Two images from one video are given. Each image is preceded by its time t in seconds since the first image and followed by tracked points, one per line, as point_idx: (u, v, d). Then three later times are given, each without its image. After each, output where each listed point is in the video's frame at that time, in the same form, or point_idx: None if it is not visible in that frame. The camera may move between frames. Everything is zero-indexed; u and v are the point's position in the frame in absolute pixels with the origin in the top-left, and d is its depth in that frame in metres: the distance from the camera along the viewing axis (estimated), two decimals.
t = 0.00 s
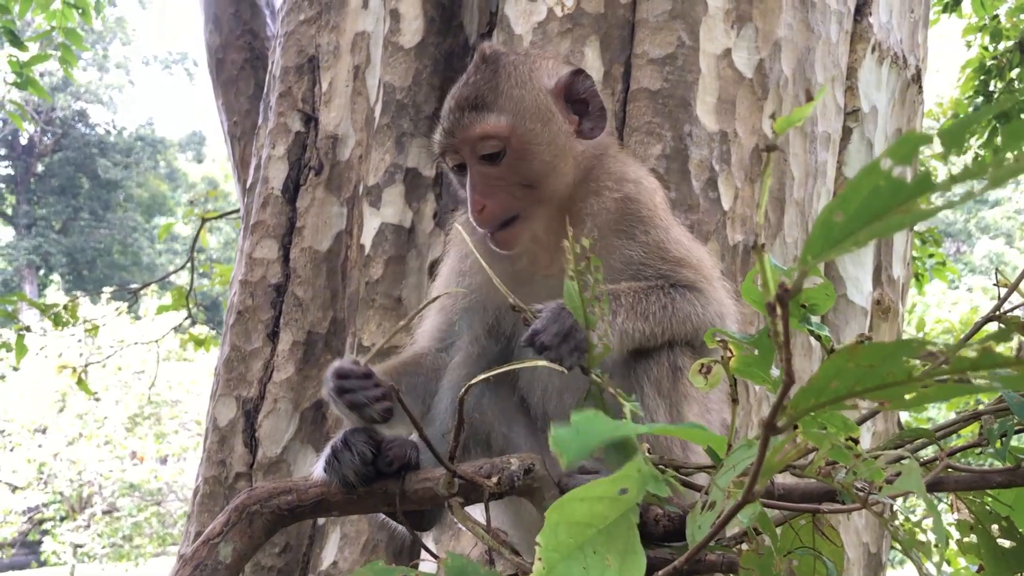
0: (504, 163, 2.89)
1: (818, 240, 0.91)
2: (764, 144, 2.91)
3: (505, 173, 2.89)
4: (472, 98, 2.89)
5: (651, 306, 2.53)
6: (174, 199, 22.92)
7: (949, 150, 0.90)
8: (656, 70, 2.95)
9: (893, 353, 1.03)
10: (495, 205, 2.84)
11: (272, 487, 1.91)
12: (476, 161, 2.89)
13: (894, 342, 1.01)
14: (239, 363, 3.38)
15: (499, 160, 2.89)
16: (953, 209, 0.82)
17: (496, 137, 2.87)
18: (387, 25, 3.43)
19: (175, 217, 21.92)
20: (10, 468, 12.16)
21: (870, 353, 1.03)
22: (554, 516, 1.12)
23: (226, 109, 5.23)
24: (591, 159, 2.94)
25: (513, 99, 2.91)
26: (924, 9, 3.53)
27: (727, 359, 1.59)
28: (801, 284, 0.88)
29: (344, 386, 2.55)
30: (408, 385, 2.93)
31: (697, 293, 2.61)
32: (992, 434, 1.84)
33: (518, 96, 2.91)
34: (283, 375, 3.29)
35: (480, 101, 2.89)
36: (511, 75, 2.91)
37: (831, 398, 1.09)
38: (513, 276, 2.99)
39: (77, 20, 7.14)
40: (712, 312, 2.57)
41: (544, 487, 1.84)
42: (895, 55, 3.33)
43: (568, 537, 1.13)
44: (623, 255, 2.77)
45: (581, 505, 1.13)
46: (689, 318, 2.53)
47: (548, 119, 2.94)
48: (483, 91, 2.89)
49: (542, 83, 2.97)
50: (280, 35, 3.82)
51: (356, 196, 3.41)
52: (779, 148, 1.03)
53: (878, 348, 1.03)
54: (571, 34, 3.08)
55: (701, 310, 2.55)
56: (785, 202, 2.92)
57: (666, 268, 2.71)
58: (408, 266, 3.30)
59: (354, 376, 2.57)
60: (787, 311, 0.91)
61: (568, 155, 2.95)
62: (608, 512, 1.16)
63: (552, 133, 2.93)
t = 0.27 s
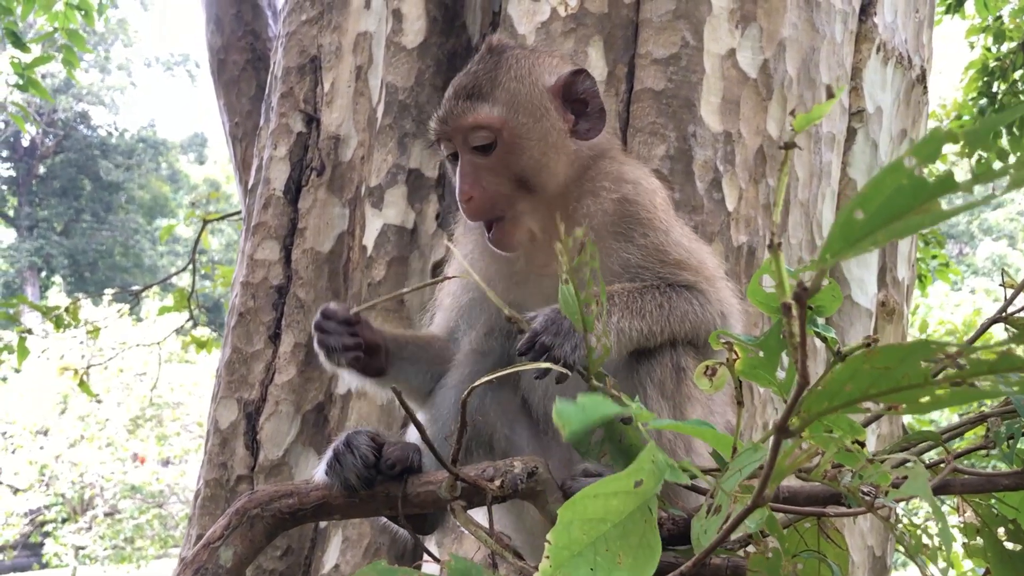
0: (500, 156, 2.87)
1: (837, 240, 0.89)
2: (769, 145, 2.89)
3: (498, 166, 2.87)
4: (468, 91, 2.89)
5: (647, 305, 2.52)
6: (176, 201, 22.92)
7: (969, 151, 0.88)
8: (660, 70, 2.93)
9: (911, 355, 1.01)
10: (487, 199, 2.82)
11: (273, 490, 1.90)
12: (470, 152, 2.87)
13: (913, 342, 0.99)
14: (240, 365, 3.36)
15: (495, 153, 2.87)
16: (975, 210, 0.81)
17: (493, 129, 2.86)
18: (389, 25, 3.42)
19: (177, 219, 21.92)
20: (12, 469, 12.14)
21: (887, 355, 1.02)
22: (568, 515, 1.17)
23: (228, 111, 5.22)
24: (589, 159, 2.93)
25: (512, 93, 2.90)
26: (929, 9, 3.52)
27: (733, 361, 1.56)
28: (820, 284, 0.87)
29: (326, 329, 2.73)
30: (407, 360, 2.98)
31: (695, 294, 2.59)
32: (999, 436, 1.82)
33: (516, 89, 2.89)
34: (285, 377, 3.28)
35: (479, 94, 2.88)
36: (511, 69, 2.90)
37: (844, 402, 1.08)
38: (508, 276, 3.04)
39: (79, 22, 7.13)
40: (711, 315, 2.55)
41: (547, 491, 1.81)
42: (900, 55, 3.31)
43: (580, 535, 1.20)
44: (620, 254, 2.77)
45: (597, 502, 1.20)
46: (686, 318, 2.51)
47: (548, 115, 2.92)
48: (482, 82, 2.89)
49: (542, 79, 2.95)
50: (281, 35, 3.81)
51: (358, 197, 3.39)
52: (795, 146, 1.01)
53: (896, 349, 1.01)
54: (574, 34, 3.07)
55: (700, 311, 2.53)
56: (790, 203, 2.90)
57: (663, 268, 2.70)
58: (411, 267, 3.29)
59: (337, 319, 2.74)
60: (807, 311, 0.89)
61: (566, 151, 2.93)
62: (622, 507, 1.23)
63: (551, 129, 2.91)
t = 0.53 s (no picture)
0: (506, 158, 2.90)
1: (833, 251, 0.88)
2: (772, 149, 2.89)
3: (505, 167, 2.90)
4: (474, 92, 2.89)
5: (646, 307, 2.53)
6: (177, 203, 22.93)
7: (968, 161, 0.87)
8: (663, 74, 2.93)
9: (909, 367, 1.00)
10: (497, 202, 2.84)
11: (275, 494, 1.89)
12: (476, 154, 2.90)
13: (909, 355, 0.98)
14: (242, 368, 3.36)
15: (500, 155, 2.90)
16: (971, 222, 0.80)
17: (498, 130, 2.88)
18: (392, 28, 3.42)
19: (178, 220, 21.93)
20: (13, 471, 12.13)
21: (885, 367, 1.01)
22: (573, 521, 1.20)
23: (230, 113, 5.22)
24: (591, 161, 2.94)
25: (517, 95, 2.91)
26: (931, 14, 3.52)
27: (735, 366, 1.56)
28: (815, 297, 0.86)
29: (335, 304, 2.77)
30: (414, 345, 3.00)
31: (695, 297, 2.59)
32: (1000, 442, 1.83)
33: (521, 91, 2.91)
34: (286, 381, 3.28)
35: (483, 95, 2.89)
36: (515, 71, 2.91)
37: (844, 411, 1.07)
38: (509, 279, 3.03)
39: (81, 24, 7.13)
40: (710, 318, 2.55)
41: (549, 495, 1.81)
42: (902, 60, 3.31)
43: (582, 545, 1.22)
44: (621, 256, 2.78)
45: (601, 512, 1.23)
46: (685, 320, 2.52)
47: (552, 117, 2.94)
48: (486, 84, 2.90)
49: (547, 81, 2.97)
50: (284, 39, 3.81)
51: (360, 200, 3.39)
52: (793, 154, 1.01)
53: (894, 361, 1.00)
54: (577, 39, 3.07)
55: (699, 314, 2.54)
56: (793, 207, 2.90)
57: (662, 271, 2.71)
58: (413, 271, 3.29)
59: (347, 295, 2.78)
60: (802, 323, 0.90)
61: (571, 154, 2.95)
62: (625, 521, 1.26)
63: (555, 131, 2.93)
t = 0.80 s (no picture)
0: (508, 162, 2.87)
1: (852, 256, 0.88)
2: (775, 151, 2.88)
3: (507, 172, 2.88)
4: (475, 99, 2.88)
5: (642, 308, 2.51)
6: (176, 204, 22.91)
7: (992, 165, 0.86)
8: (665, 76, 2.92)
9: (925, 373, 0.99)
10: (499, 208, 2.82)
11: (275, 498, 1.88)
12: (479, 160, 2.87)
13: (926, 361, 0.97)
14: (242, 370, 3.34)
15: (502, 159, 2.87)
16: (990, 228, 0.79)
17: (500, 135, 2.86)
18: (393, 29, 3.41)
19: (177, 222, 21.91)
20: (11, 472, 12.11)
21: (899, 373, 1.00)
22: (581, 525, 1.21)
23: (230, 114, 5.21)
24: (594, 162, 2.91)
25: (517, 99, 2.90)
26: (934, 16, 3.51)
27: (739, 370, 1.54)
28: (833, 301, 0.87)
29: (349, 299, 2.74)
30: (422, 341, 2.97)
31: (694, 300, 2.56)
32: (1006, 446, 1.82)
33: (521, 95, 2.89)
34: (286, 383, 3.26)
35: (484, 100, 2.88)
36: (516, 75, 2.90)
37: (857, 417, 1.06)
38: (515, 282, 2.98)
39: (81, 24, 7.12)
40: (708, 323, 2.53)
41: (551, 499, 1.80)
42: (906, 62, 3.30)
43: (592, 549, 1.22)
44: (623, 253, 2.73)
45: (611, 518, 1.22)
46: (679, 325, 2.51)
47: (554, 120, 2.92)
48: (486, 89, 2.89)
49: (548, 84, 2.95)
50: (285, 39, 3.79)
51: (361, 202, 3.38)
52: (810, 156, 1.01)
53: (908, 367, 0.99)
54: (579, 40, 3.06)
55: (696, 318, 2.52)
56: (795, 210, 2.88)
57: (665, 269, 2.65)
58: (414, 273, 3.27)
59: (360, 290, 2.75)
60: (818, 326, 0.90)
61: (573, 156, 2.93)
62: (637, 528, 1.25)
63: (557, 134, 2.91)
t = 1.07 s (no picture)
0: (505, 153, 2.88)
1: (853, 246, 0.87)
2: (775, 153, 2.88)
3: (503, 164, 2.88)
4: (476, 90, 2.95)
5: (626, 299, 2.49)
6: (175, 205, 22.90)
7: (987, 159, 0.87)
8: (666, 77, 2.92)
9: (927, 364, 0.98)
10: (491, 196, 2.83)
11: (275, 498, 1.88)
12: (477, 149, 2.89)
13: (929, 351, 0.96)
14: (241, 371, 3.33)
15: (499, 150, 2.88)
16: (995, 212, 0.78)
17: (498, 126, 2.88)
18: (393, 30, 3.41)
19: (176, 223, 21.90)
20: (9, 473, 12.08)
21: (902, 364, 0.99)
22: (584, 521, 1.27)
23: (229, 115, 5.21)
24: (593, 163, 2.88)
25: (520, 93, 2.92)
26: (934, 19, 3.51)
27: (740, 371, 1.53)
28: (834, 291, 0.86)
29: (372, 265, 2.81)
30: (434, 320, 2.97)
31: (686, 295, 2.51)
32: (1007, 449, 1.81)
33: (524, 89, 2.92)
34: (286, 384, 3.26)
35: (487, 93, 2.94)
36: (521, 70, 2.93)
37: (859, 411, 1.06)
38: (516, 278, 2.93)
39: (81, 25, 7.11)
40: (698, 321, 2.48)
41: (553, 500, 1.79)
42: (906, 64, 3.30)
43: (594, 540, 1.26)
44: (619, 241, 2.69)
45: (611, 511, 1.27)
46: (663, 320, 2.48)
47: (557, 116, 2.92)
48: (491, 80, 2.95)
49: (553, 81, 2.95)
50: (285, 40, 3.79)
51: (361, 203, 3.37)
52: (808, 152, 1.02)
53: (911, 358, 0.98)
54: (580, 41, 3.06)
55: (685, 315, 2.48)
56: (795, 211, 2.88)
57: (660, 260, 2.61)
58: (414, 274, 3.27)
59: (383, 256, 2.82)
60: (820, 318, 0.89)
61: (573, 155, 2.91)
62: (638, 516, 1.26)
63: (556, 130, 2.90)
